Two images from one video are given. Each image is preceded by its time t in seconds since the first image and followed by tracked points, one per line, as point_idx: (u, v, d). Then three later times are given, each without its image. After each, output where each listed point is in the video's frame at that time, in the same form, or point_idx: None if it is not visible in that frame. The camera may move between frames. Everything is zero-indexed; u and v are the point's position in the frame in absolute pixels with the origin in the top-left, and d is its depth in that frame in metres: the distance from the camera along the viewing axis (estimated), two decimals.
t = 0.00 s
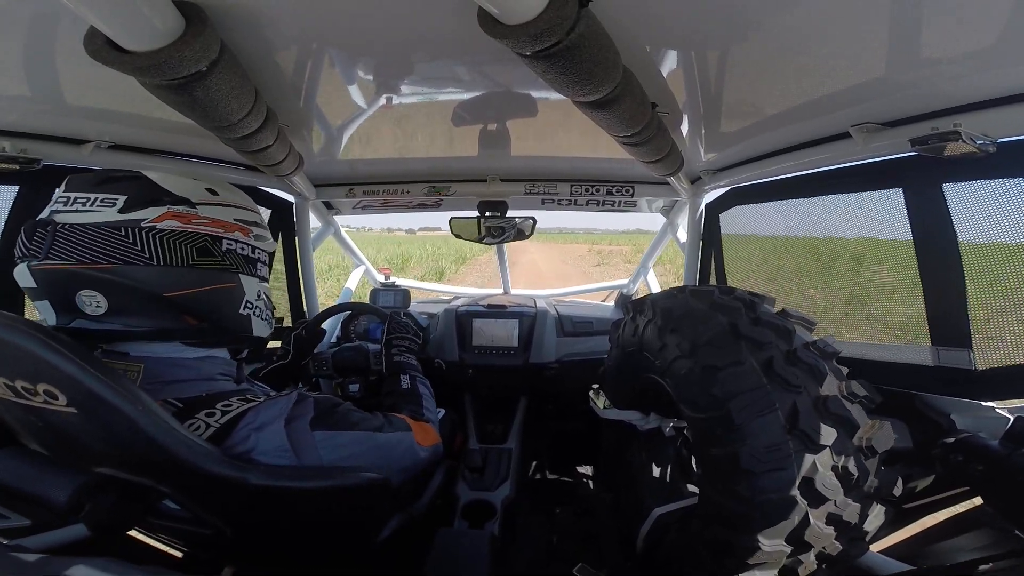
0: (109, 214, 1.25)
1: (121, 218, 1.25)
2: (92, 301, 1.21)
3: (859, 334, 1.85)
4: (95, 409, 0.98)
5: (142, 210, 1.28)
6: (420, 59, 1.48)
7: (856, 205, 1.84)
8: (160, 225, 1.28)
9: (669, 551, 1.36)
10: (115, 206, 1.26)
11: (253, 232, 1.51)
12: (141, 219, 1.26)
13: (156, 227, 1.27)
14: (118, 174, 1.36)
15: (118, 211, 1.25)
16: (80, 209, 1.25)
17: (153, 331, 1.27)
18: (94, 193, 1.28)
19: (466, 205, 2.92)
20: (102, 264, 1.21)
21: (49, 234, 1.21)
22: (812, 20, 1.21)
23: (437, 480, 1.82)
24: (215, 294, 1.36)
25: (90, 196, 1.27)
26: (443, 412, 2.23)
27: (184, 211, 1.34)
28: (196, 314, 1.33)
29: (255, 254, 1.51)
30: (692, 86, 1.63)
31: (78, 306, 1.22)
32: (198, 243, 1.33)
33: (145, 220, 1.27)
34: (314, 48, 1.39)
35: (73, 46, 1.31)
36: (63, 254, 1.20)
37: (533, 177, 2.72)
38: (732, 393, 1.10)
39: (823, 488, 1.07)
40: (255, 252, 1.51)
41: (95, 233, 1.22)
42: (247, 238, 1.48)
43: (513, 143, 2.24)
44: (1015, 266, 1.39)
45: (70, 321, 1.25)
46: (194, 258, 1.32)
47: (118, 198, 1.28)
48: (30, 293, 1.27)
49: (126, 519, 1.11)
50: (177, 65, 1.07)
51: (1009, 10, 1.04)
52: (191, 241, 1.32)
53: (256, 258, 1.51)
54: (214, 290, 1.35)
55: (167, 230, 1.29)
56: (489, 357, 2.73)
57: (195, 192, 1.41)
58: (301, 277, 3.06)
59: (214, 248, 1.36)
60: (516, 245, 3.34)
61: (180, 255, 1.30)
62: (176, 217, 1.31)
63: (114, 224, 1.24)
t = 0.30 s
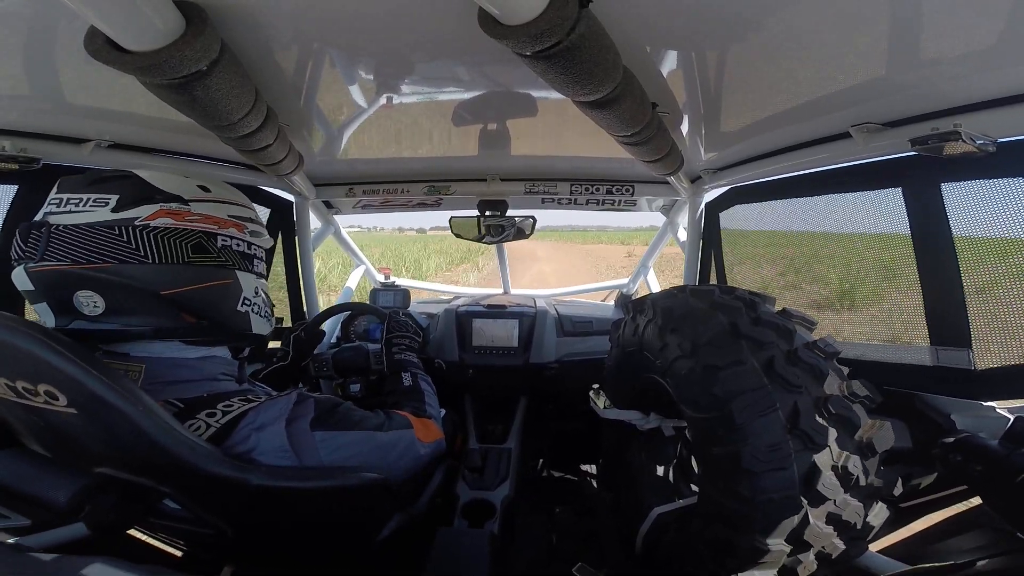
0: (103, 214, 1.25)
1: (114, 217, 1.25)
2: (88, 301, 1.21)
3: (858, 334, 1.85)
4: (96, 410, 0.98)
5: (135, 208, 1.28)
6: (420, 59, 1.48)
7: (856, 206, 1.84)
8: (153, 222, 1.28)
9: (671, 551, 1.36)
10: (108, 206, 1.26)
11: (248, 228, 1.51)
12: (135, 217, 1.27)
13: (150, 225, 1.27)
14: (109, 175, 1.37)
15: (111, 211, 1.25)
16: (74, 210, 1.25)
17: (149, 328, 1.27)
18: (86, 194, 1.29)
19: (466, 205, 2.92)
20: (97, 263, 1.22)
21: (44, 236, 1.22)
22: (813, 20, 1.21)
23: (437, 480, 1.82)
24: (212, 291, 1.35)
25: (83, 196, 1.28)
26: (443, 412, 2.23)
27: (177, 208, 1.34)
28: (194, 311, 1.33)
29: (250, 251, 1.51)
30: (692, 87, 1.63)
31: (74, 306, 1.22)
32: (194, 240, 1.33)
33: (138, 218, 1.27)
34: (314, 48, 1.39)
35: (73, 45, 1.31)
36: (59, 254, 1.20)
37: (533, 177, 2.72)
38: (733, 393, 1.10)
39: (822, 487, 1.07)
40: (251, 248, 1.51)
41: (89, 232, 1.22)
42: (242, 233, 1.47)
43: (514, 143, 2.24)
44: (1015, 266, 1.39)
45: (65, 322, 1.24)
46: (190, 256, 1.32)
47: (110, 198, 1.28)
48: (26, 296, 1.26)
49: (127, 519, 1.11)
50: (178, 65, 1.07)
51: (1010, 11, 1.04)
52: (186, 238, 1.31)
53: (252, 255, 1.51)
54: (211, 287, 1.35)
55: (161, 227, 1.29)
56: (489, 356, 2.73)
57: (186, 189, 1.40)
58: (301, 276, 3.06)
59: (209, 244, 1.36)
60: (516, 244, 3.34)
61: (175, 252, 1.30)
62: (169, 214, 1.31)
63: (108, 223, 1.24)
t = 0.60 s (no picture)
0: (95, 219, 1.25)
1: (106, 222, 1.25)
2: (80, 303, 1.21)
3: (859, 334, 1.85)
4: (92, 411, 0.98)
5: (126, 214, 1.28)
6: (420, 59, 1.48)
7: (857, 206, 1.84)
8: (143, 227, 1.27)
9: (669, 551, 1.37)
10: (101, 211, 1.26)
11: (242, 233, 1.49)
12: (125, 222, 1.26)
13: (141, 229, 1.27)
14: (104, 179, 1.37)
15: (103, 216, 1.25)
16: (67, 214, 1.25)
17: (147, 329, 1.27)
18: (82, 198, 1.29)
19: (466, 205, 2.92)
20: (88, 267, 1.22)
21: (38, 240, 1.23)
22: (814, 20, 1.21)
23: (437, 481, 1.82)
24: (204, 295, 1.34)
25: (78, 202, 1.28)
26: (443, 412, 2.23)
27: (169, 213, 1.33)
28: (185, 315, 1.33)
29: (245, 256, 1.48)
30: (692, 87, 1.63)
31: (67, 307, 1.22)
32: (185, 245, 1.32)
33: (128, 224, 1.26)
34: (314, 48, 1.39)
35: (73, 45, 1.31)
36: (51, 258, 1.20)
37: (533, 177, 2.72)
38: (732, 393, 1.10)
39: (823, 487, 1.06)
40: (245, 253, 1.48)
41: (81, 237, 1.22)
42: (236, 239, 1.46)
43: (513, 143, 2.24)
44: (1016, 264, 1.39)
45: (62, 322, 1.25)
46: (181, 261, 1.31)
47: (104, 203, 1.28)
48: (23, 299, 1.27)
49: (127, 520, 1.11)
50: (177, 65, 1.08)
51: (1010, 11, 1.04)
52: (177, 243, 1.30)
53: (246, 258, 1.49)
54: (201, 291, 1.34)
55: (151, 232, 1.28)
56: (489, 357, 2.73)
57: (179, 194, 1.40)
58: (301, 277, 3.07)
59: (202, 250, 1.35)
60: (516, 245, 3.35)
61: (165, 257, 1.29)
62: (161, 220, 1.30)
63: (100, 228, 1.24)
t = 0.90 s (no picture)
0: (118, 212, 1.22)
1: (130, 215, 1.23)
2: (104, 301, 1.22)
3: (858, 334, 1.85)
4: (97, 406, 0.98)
5: (151, 205, 1.26)
6: (420, 59, 1.48)
7: (857, 207, 1.84)
8: (170, 221, 1.26)
9: (668, 551, 1.37)
10: (122, 202, 1.23)
11: (264, 224, 1.52)
12: (151, 215, 1.25)
13: (167, 223, 1.26)
14: (123, 166, 1.33)
15: (127, 208, 1.23)
16: (87, 207, 1.22)
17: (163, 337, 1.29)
18: (97, 189, 1.25)
19: (466, 205, 2.92)
20: (115, 263, 1.21)
21: (57, 234, 1.20)
22: (813, 20, 1.22)
23: (437, 480, 1.81)
24: (230, 290, 1.38)
25: (94, 191, 1.24)
26: (444, 412, 2.23)
27: (193, 205, 1.32)
28: (213, 311, 1.36)
29: (267, 247, 1.53)
30: (692, 86, 1.63)
31: (90, 306, 1.23)
32: (212, 239, 1.34)
33: (155, 217, 1.25)
34: (315, 48, 1.39)
35: (73, 45, 1.31)
36: (73, 253, 1.18)
37: (533, 178, 2.72)
38: (735, 393, 1.10)
39: (823, 486, 1.06)
40: (267, 244, 1.53)
41: (105, 231, 1.20)
42: (258, 230, 1.48)
43: (513, 143, 2.24)
44: (1014, 262, 1.39)
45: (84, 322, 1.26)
46: (209, 254, 1.33)
47: (124, 194, 1.25)
48: (38, 291, 1.25)
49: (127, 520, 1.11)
50: (177, 64, 1.07)
51: (1009, 11, 1.05)
52: (204, 237, 1.32)
53: (269, 250, 1.54)
54: (230, 285, 1.37)
55: (178, 225, 1.28)
56: (489, 356, 2.73)
57: (203, 185, 1.39)
58: (301, 277, 3.05)
59: (227, 242, 1.37)
60: (516, 246, 3.35)
61: (193, 253, 1.30)
62: (186, 212, 1.30)
63: (125, 221, 1.22)
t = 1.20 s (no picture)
0: (104, 210, 1.25)
1: (116, 213, 1.25)
2: (92, 297, 1.23)
3: (859, 334, 1.85)
4: (96, 410, 0.98)
5: (138, 205, 1.28)
6: (421, 59, 1.48)
7: (857, 206, 1.83)
8: (156, 219, 1.28)
9: (669, 552, 1.37)
10: (111, 202, 1.26)
11: (252, 225, 1.51)
12: (136, 213, 1.27)
13: (153, 221, 1.27)
14: (115, 170, 1.37)
15: (113, 207, 1.26)
16: (77, 206, 1.25)
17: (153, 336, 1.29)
18: (90, 190, 1.29)
19: (466, 205, 2.92)
20: (98, 259, 1.22)
21: (47, 233, 1.22)
22: (814, 21, 1.22)
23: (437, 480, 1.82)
24: (216, 288, 1.36)
25: (87, 194, 1.28)
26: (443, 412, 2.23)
27: (179, 204, 1.33)
28: (197, 308, 1.34)
29: (255, 248, 1.50)
30: (693, 87, 1.63)
31: (79, 303, 1.23)
32: (197, 237, 1.33)
33: (140, 215, 1.27)
34: (315, 47, 1.39)
35: (74, 45, 1.31)
36: (62, 250, 1.21)
37: (533, 177, 2.72)
38: (734, 392, 1.11)
39: (823, 487, 1.06)
40: (255, 245, 1.50)
41: (90, 230, 1.23)
42: (247, 231, 1.47)
43: (514, 143, 2.24)
44: (1015, 264, 1.39)
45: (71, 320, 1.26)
46: (193, 252, 1.32)
47: (113, 194, 1.28)
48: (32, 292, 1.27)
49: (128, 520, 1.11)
50: (177, 64, 1.07)
51: (1010, 12, 1.05)
52: (190, 235, 1.31)
53: (256, 251, 1.50)
54: (216, 282, 1.36)
55: (164, 223, 1.29)
56: (489, 356, 2.73)
57: (189, 185, 1.40)
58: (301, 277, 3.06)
59: (213, 241, 1.36)
60: (517, 245, 3.35)
61: (178, 249, 1.30)
62: (172, 211, 1.31)
63: (109, 220, 1.24)
